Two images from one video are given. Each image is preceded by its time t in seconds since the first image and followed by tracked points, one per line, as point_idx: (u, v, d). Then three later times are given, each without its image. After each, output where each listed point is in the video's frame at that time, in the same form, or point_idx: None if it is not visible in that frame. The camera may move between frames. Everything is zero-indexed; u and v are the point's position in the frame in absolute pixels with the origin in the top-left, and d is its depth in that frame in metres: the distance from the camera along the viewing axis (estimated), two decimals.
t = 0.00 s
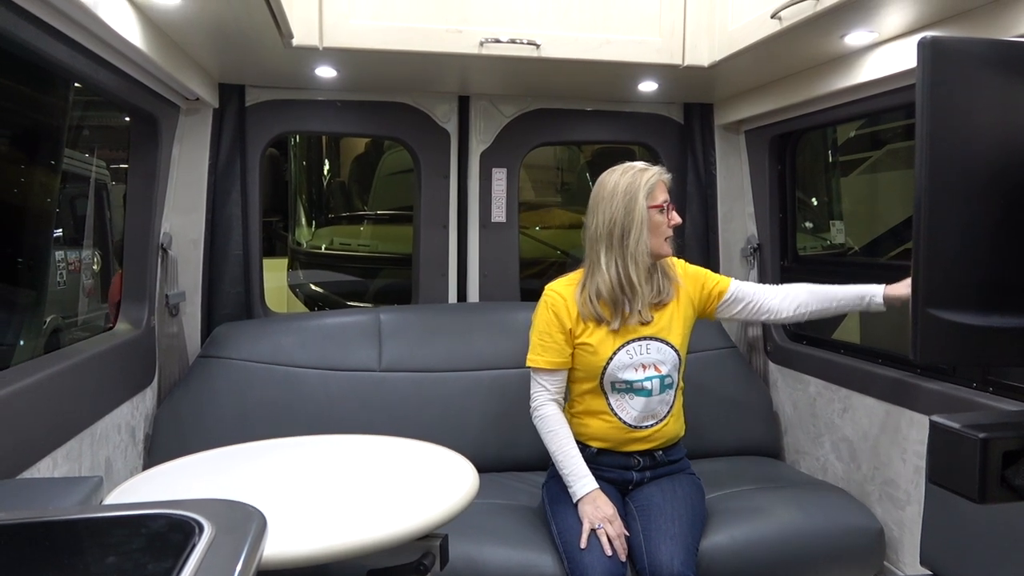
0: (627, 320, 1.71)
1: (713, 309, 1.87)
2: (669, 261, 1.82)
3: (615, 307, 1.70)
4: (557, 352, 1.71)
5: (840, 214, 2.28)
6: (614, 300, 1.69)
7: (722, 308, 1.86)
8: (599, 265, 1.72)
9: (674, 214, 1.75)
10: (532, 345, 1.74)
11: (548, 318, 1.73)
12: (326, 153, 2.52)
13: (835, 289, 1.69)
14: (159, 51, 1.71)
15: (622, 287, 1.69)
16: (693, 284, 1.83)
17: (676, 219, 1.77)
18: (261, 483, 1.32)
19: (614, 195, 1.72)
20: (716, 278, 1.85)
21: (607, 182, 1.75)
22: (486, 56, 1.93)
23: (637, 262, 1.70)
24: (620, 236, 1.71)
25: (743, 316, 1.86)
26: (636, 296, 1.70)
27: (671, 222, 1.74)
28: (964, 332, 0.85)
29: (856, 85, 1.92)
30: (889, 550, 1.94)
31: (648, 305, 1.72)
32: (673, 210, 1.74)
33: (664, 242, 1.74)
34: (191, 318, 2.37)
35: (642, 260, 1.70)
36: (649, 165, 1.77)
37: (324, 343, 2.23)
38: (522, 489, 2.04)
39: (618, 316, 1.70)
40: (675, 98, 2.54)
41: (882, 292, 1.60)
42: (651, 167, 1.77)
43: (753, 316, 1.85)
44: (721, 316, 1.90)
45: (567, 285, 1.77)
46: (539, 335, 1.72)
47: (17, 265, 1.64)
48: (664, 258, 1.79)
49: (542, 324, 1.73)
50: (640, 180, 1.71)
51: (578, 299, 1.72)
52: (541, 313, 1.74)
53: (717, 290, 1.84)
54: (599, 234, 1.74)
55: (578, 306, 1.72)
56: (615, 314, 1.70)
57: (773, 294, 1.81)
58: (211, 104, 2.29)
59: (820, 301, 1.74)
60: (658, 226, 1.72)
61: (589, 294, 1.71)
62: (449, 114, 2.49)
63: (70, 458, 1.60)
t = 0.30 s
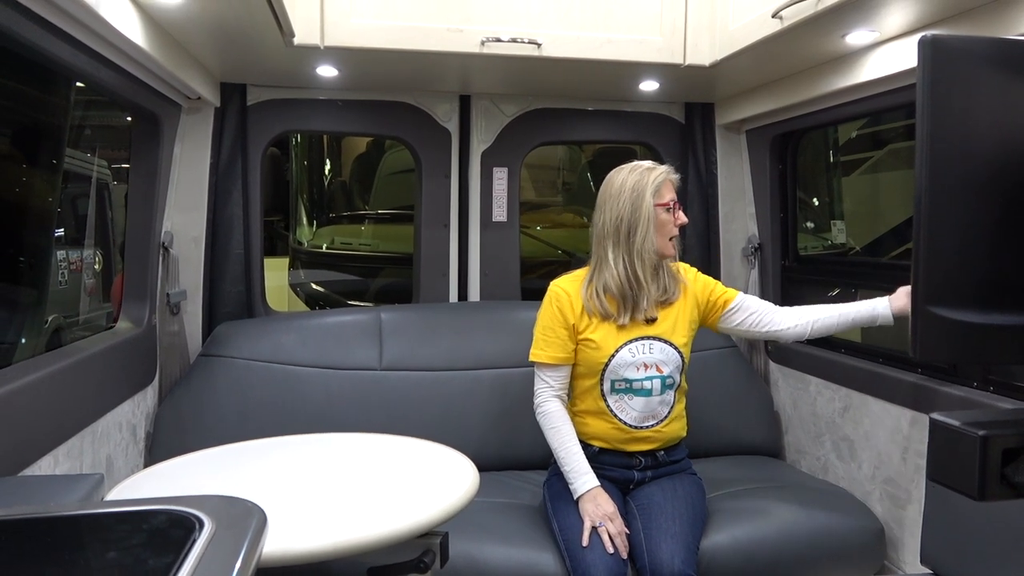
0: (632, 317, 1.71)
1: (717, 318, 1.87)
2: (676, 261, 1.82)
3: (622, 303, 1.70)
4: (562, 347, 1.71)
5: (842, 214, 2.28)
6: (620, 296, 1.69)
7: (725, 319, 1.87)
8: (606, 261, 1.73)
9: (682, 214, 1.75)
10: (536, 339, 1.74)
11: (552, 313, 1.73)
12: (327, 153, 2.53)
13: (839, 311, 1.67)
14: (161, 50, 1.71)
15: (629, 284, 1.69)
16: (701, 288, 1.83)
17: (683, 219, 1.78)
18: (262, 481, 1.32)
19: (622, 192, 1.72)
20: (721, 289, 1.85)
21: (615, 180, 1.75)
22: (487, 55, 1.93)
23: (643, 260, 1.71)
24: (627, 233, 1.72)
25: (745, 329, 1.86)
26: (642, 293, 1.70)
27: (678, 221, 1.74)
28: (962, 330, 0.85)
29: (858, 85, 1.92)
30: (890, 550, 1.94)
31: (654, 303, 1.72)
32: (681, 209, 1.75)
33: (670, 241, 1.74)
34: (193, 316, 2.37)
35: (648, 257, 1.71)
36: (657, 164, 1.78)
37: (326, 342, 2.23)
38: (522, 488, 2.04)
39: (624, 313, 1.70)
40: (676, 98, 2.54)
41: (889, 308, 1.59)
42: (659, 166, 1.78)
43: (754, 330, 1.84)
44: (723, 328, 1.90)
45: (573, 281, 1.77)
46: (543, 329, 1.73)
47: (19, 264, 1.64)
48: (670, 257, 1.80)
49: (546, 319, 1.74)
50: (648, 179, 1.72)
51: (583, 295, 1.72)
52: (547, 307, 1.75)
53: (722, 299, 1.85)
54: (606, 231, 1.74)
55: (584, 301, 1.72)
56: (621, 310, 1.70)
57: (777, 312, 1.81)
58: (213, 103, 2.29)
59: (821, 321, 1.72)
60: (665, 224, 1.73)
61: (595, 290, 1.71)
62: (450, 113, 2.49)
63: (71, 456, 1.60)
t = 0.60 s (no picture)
0: (632, 315, 1.71)
1: (713, 319, 1.87)
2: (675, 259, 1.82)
3: (620, 301, 1.70)
4: (561, 347, 1.72)
5: (843, 213, 2.28)
6: (618, 295, 1.69)
7: (721, 319, 1.87)
8: (603, 260, 1.73)
9: (679, 210, 1.75)
10: (536, 340, 1.74)
11: (552, 314, 1.73)
12: (328, 151, 2.53)
13: (837, 305, 1.70)
14: (161, 50, 1.72)
15: (626, 282, 1.69)
16: (700, 286, 1.83)
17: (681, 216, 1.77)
18: (262, 479, 1.32)
19: (618, 191, 1.73)
20: (721, 289, 1.86)
21: (611, 179, 1.76)
22: (488, 54, 1.93)
23: (641, 257, 1.71)
24: (623, 231, 1.72)
25: (742, 330, 1.86)
26: (641, 291, 1.70)
27: (675, 218, 1.74)
28: (961, 326, 0.85)
29: (858, 83, 1.92)
30: (890, 548, 1.94)
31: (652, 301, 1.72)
32: (678, 206, 1.75)
33: (668, 238, 1.74)
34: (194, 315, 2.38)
35: (645, 255, 1.71)
36: (653, 163, 1.78)
37: (327, 341, 2.23)
38: (523, 487, 2.04)
39: (623, 312, 1.70)
40: (676, 97, 2.55)
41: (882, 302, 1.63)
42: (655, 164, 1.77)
43: (752, 329, 1.85)
44: (718, 329, 1.90)
45: (573, 281, 1.77)
46: (543, 330, 1.73)
47: (21, 263, 1.65)
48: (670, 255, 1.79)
49: (546, 319, 1.74)
50: (644, 177, 1.72)
51: (583, 294, 1.73)
52: (546, 308, 1.75)
53: (722, 298, 1.85)
54: (603, 230, 1.75)
55: (584, 300, 1.72)
56: (620, 309, 1.70)
57: (773, 311, 1.82)
58: (214, 102, 2.30)
59: (819, 316, 1.75)
60: (662, 222, 1.72)
61: (594, 289, 1.71)
62: (451, 112, 2.49)
63: (72, 454, 1.60)
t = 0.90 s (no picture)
0: (629, 316, 1.71)
1: (718, 309, 1.87)
2: (672, 259, 1.82)
3: (617, 303, 1.70)
4: (559, 350, 1.71)
5: (844, 213, 2.28)
6: (616, 296, 1.70)
7: (728, 307, 1.87)
8: (601, 262, 1.73)
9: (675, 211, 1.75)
10: (534, 344, 1.74)
11: (550, 316, 1.73)
12: (330, 150, 2.52)
13: (838, 286, 1.69)
14: (163, 49, 1.72)
15: (624, 284, 1.69)
16: (698, 283, 1.83)
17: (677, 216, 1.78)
18: (262, 479, 1.32)
19: (615, 193, 1.72)
20: (720, 279, 1.85)
21: (608, 181, 1.76)
22: (489, 54, 1.94)
23: (639, 259, 1.71)
24: (621, 232, 1.72)
25: (750, 316, 1.86)
26: (639, 293, 1.70)
27: (672, 218, 1.74)
28: (962, 327, 0.85)
29: (859, 83, 1.92)
30: (891, 549, 1.94)
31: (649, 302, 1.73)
32: (675, 206, 1.75)
33: (665, 238, 1.74)
34: (195, 315, 2.38)
35: (642, 256, 1.71)
36: (649, 163, 1.78)
37: (327, 340, 2.23)
38: (523, 487, 2.04)
39: (622, 313, 1.71)
40: (677, 97, 2.55)
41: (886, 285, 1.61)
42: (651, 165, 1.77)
43: (760, 314, 1.85)
44: (727, 317, 1.90)
45: (571, 283, 1.77)
46: (541, 333, 1.72)
47: (22, 263, 1.65)
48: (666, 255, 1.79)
49: (544, 321, 1.74)
50: (641, 178, 1.72)
51: (580, 297, 1.73)
52: (544, 311, 1.74)
53: (721, 290, 1.84)
54: (600, 232, 1.75)
55: (581, 303, 1.72)
56: (619, 310, 1.70)
57: (778, 293, 1.82)
58: (215, 102, 2.30)
59: (823, 296, 1.74)
60: (659, 222, 1.73)
61: (592, 291, 1.71)
62: (452, 112, 2.49)
63: (73, 454, 1.60)
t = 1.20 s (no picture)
0: (641, 314, 1.71)
1: (719, 317, 1.86)
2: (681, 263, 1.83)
3: (631, 300, 1.69)
4: (565, 346, 1.71)
5: (847, 213, 2.28)
6: (630, 294, 1.69)
7: (730, 317, 1.85)
8: (616, 258, 1.72)
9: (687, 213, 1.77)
10: (540, 338, 1.75)
11: (557, 312, 1.73)
12: (331, 149, 2.52)
13: (846, 306, 1.68)
14: (164, 49, 1.72)
15: (638, 281, 1.69)
16: (706, 287, 1.83)
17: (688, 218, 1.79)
18: (264, 479, 1.32)
19: (633, 190, 1.72)
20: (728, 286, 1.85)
21: (624, 179, 1.75)
22: (491, 53, 1.93)
23: (654, 257, 1.71)
24: (637, 230, 1.72)
25: (751, 328, 1.85)
26: (652, 291, 1.70)
27: (686, 220, 1.76)
28: (965, 326, 0.84)
29: (861, 82, 1.91)
30: (894, 548, 1.94)
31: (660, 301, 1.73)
32: (688, 208, 1.76)
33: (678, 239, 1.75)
34: (196, 315, 2.38)
35: (657, 254, 1.71)
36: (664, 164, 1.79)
37: (329, 340, 2.24)
38: (525, 486, 2.04)
39: (634, 311, 1.70)
40: (679, 96, 2.54)
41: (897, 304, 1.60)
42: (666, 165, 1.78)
43: (762, 327, 1.83)
44: (725, 327, 1.89)
45: (579, 279, 1.77)
46: (547, 327, 1.73)
47: (25, 263, 1.65)
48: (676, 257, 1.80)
49: (550, 317, 1.74)
50: (658, 177, 1.72)
51: (591, 293, 1.72)
52: (551, 306, 1.75)
53: (727, 296, 1.84)
54: (615, 228, 1.74)
55: (590, 299, 1.72)
56: (631, 308, 1.70)
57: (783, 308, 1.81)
58: (217, 101, 2.30)
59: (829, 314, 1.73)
60: (675, 222, 1.74)
61: (605, 287, 1.71)
62: (454, 111, 2.49)
63: (75, 453, 1.61)
